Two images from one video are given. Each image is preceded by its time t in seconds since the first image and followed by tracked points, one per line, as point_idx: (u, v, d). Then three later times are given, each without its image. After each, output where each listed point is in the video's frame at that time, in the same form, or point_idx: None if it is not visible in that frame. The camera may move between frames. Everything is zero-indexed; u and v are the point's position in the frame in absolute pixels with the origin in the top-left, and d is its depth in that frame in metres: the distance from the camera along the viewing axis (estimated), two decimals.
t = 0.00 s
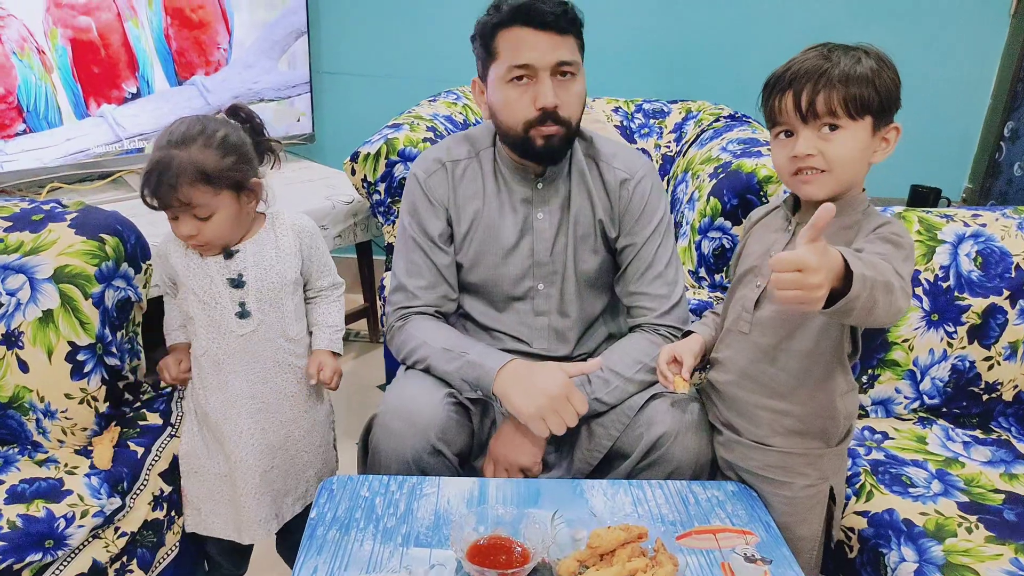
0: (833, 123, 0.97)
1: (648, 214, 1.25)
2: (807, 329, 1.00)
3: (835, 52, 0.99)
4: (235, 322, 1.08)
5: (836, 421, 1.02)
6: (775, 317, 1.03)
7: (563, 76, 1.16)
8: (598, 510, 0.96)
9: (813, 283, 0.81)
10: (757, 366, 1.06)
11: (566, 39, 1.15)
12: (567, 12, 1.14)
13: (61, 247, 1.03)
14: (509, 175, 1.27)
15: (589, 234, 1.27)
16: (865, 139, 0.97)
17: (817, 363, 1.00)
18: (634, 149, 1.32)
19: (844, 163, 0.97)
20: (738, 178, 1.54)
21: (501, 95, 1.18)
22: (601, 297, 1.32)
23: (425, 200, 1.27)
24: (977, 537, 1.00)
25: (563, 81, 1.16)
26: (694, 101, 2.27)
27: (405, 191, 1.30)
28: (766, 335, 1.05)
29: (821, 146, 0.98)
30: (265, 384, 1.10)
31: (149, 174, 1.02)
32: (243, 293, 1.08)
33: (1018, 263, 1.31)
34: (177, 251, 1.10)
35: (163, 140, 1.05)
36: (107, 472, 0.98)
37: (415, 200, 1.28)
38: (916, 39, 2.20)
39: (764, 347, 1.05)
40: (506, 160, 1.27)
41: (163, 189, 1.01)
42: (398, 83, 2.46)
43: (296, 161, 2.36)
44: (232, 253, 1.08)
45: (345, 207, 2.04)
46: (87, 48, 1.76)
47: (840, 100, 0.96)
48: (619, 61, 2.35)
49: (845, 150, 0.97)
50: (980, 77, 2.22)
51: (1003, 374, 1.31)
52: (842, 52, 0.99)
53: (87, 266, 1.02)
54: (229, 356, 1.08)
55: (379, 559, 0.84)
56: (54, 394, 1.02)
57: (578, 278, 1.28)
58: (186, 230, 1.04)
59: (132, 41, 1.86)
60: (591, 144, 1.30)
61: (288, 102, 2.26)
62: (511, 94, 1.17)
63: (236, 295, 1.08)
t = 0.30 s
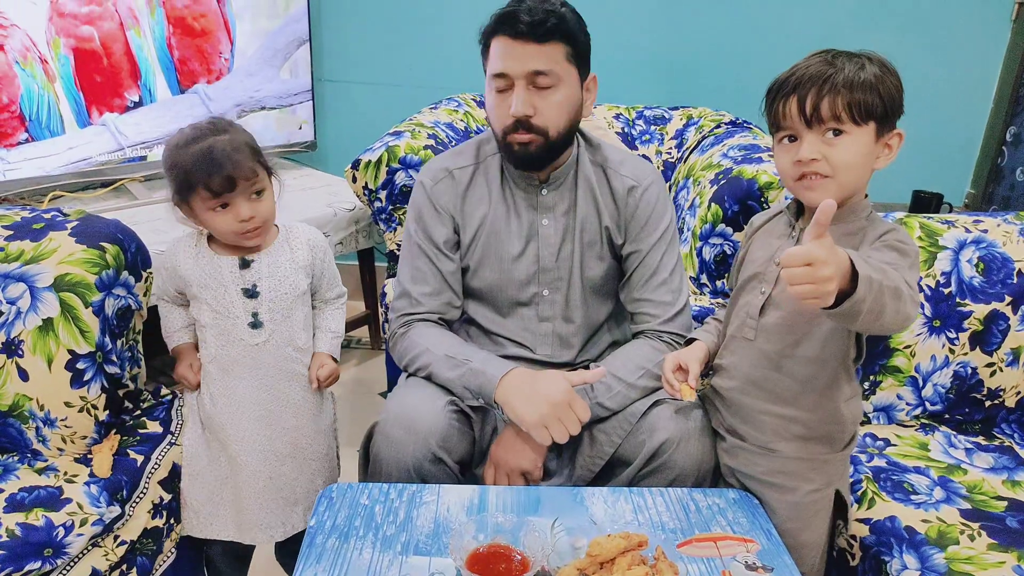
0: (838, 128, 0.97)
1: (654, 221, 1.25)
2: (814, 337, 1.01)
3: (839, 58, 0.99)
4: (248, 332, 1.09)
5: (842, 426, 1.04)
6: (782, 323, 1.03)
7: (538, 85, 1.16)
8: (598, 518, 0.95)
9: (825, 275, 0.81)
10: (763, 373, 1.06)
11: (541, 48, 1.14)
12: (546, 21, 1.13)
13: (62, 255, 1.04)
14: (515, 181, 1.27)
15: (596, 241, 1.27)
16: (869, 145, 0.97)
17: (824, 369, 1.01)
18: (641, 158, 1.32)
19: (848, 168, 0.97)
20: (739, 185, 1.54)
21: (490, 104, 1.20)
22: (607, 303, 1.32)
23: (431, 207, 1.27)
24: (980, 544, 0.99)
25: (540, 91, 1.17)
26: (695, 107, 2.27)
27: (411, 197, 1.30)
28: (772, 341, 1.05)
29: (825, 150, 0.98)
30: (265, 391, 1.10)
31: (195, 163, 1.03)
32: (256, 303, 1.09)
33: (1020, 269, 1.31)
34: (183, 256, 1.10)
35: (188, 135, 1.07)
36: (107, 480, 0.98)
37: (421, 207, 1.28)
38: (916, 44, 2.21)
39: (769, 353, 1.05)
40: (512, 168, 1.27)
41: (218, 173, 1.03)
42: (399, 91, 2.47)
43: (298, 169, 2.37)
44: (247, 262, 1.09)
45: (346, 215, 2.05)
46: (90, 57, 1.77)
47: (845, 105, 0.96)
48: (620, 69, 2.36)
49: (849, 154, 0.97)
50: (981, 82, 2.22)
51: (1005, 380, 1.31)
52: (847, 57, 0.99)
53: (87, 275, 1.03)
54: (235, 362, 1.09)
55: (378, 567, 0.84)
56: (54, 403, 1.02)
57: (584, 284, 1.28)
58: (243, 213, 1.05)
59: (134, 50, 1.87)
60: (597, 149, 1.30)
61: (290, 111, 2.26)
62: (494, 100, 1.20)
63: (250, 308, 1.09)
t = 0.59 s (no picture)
0: (840, 123, 0.97)
1: (664, 225, 1.26)
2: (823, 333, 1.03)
3: (840, 55, 1.00)
4: (257, 339, 1.10)
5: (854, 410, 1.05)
6: (792, 324, 1.04)
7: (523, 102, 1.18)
8: (599, 523, 0.95)
9: (842, 268, 0.82)
10: (773, 369, 1.07)
11: (531, 66, 1.15)
12: (533, 40, 1.13)
13: (62, 265, 1.04)
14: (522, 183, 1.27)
15: (604, 247, 1.28)
16: (870, 141, 0.98)
17: (833, 365, 1.03)
18: (649, 164, 1.33)
19: (850, 164, 0.98)
20: (738, 187, 1.54)
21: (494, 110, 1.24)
22: (614, 307, 1.33)
23: (441, 210, 1.27)
24: (982, 545, 1.00)
25: (524, 107, 1.18)
26: (693, 110, 2.27)
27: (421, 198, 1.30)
28: (780, 338, 1.06)
29: (827, 146, 0.98)
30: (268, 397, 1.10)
31: (234, 154, 1.08)
32: (264, 309, 1.10)
33: (1019, 269, 1.31)
34: (185, 265, 1.10)
35: (204, 135, 1.09)
36: (109, 489, 0.98)
37: (432, 209, 1.28)
38: (914, 45, 2.21)
39: (777, 350, 1.07)
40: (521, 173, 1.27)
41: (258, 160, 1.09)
42: (398, 96, 2.47)
43: (298, 176, 2.38)
44: (253, 270, 1.10)
45: (346, 221, 2.05)
46: (89, 66, 1.78)
47: (847, 101, 0.96)
48: (618, 72, 2.36)
49: (851, 150, 0.97)
50: (979, 82, 2.23)
51: (1006, 380, 1.31)
52: (847, 54, 1.00)
53: (87, 284, 1.03)
54: (240, 369, 1.10)
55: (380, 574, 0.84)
56: (55, 412, 1.02)
57: (592, 290, 1.29)
58: (279, 201, 1.12)
59: (133, 58, 1.87)
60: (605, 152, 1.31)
61: (289, 117, 2.27)
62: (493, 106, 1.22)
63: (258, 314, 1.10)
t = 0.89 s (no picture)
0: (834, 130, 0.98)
1: (665, 233, 1.26)
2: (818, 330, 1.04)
3: (837, 61, 1.00)
4: (254, 348, 1.10)
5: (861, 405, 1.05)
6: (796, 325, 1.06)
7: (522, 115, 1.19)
8: (599, 529, 0.95)
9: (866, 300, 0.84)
10: (777, 366, 1.08)
11: (530, 79, 1.16)
12: (531, 54, 1.14)
13: (63, 274, 1.05)
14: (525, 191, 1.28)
15: (605, 256, 1.28)
16: (863, 148, 0.99)
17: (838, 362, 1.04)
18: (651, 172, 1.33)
19: (844, 170, 0.99)
20: (736, 193, 1.54)
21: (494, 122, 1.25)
22: (616, 316, 1.33)
23: (444, 219, 1.28)
24: (981, 550, 1.00)
25: (524, 120, 1.19)
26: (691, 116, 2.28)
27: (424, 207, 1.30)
28: (783, 336, 1.07)
29: (823, 152, 0.99)
30: (268, 403, 1.11)
31: (232, 157, 1.08)
32: (262, 317, 1.11)
33: (1017, 273, 1.32)
34: (184, 275, 1.10)
35: (202, 142, 1.10)
36: (109, 498, 0.99)
37: (434, 217, 1.29)
38: (911, 50, 2.22)
39: (783, 349, 1.07)
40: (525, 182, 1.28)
41: (254, 162, 1.10)
42: (398, 104, 2.48)
43: (297, 183, 2.38)
44: (252, 278, 1.11)
45: (346, 228, 2.06)
46: (89, 75, 1.78)
47: (842, 109, 0.97)
48: (617, 78, 2.37)
49: (845, 157, 0.98)
50: (976, 86, 2.24)
51: (1005, 385, 1.31)
52: (844, 60, 1.00)
53: (88, 293, 1.04)
54: (242, 377, 1.10)
55: None
56: (56, 421, 1.02)
57: (593, 298, 1.29)
58: (277, 203, 1.13)
59: (133, 67, 1.88)
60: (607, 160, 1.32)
61: (289, 125, 2.28)
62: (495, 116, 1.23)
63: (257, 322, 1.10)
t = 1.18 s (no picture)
0: (805, 145, 1.00)
1: (659, 242, 1.27)
2: (816, 327, 1.08)
3: (815, 74, 1.01)
4: (280, 354, 1.15)
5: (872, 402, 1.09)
6: (797, 326, 1.08)
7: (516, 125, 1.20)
8: (593, 534, 0.96)
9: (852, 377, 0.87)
10: (776, 365, 1.11)
11: (524, 90, 1.17)
12: (524, 66, 1.15)
13: (58, 282, 1.05)
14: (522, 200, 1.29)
15: (599, 264, 1.29)
16: (835, 162, 1.01)
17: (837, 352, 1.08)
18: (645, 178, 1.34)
19: (814, 183, 1.01)
20: (729, 199, 1.55)
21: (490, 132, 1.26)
22: (609, 322, 1.34)
23: (440, 227, 1.28)
24: (972, 553, 1.00)
25: (519, 132, 1.20)
26: (684, 122, 2.30)
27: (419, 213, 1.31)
28: (782, 337, 1.10)
29: (794, 165, 1.01)
30: (286, 403, 1.16)
31: (244, 159, 1.11)
32: (286, 324, 1.16)
33: (1007, 278, 1.33)
34: (199, 282, 1.10)
35: (210, 145, 1.12)
36: (104, 505, 0.99)
37: (429, 224, 1.29)
38: (902, 57, 2.24)
39: (781, 349, 1.10)
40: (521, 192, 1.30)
41: (265, 165, 1.14)
42: (393, 111, 2.49)
43: (292, 190, 2.39)
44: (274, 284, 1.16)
45: (341, 235, 2.06)
46: (84, 84, 1.79)
47: (812, 124, 0.98)
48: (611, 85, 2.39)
49: (814, 171, 1.00)
50: (967, 93, 2.26)
51: (996, 389, 1.33)
52: (822, 74, 1.01)
53: (83, 301, 1.04)
54: (268, 383, 1.14)
55: None
56: (51, 429, 1.03)
57: (587, 305, 1.30)
58: (286, 205, 1.16)
59: (128, 76, 1.88)
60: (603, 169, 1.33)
61: (284, 132, 2.31)
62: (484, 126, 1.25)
63: (282, 329, 1.15)
